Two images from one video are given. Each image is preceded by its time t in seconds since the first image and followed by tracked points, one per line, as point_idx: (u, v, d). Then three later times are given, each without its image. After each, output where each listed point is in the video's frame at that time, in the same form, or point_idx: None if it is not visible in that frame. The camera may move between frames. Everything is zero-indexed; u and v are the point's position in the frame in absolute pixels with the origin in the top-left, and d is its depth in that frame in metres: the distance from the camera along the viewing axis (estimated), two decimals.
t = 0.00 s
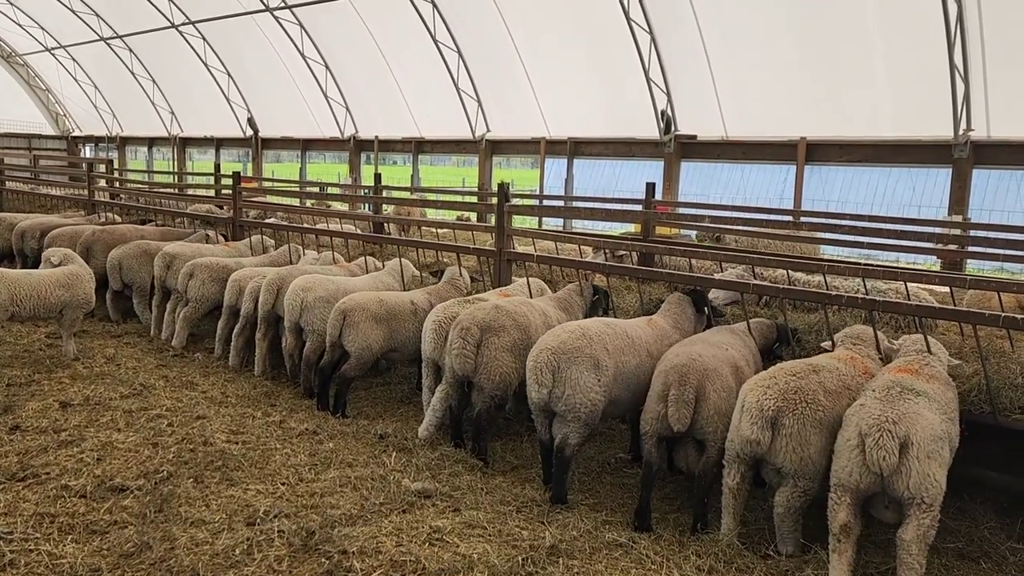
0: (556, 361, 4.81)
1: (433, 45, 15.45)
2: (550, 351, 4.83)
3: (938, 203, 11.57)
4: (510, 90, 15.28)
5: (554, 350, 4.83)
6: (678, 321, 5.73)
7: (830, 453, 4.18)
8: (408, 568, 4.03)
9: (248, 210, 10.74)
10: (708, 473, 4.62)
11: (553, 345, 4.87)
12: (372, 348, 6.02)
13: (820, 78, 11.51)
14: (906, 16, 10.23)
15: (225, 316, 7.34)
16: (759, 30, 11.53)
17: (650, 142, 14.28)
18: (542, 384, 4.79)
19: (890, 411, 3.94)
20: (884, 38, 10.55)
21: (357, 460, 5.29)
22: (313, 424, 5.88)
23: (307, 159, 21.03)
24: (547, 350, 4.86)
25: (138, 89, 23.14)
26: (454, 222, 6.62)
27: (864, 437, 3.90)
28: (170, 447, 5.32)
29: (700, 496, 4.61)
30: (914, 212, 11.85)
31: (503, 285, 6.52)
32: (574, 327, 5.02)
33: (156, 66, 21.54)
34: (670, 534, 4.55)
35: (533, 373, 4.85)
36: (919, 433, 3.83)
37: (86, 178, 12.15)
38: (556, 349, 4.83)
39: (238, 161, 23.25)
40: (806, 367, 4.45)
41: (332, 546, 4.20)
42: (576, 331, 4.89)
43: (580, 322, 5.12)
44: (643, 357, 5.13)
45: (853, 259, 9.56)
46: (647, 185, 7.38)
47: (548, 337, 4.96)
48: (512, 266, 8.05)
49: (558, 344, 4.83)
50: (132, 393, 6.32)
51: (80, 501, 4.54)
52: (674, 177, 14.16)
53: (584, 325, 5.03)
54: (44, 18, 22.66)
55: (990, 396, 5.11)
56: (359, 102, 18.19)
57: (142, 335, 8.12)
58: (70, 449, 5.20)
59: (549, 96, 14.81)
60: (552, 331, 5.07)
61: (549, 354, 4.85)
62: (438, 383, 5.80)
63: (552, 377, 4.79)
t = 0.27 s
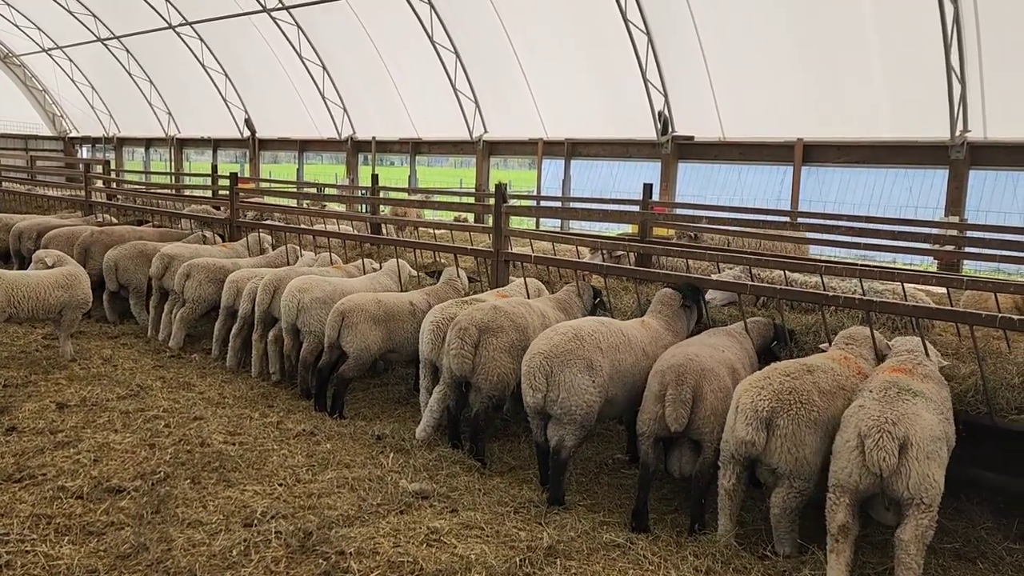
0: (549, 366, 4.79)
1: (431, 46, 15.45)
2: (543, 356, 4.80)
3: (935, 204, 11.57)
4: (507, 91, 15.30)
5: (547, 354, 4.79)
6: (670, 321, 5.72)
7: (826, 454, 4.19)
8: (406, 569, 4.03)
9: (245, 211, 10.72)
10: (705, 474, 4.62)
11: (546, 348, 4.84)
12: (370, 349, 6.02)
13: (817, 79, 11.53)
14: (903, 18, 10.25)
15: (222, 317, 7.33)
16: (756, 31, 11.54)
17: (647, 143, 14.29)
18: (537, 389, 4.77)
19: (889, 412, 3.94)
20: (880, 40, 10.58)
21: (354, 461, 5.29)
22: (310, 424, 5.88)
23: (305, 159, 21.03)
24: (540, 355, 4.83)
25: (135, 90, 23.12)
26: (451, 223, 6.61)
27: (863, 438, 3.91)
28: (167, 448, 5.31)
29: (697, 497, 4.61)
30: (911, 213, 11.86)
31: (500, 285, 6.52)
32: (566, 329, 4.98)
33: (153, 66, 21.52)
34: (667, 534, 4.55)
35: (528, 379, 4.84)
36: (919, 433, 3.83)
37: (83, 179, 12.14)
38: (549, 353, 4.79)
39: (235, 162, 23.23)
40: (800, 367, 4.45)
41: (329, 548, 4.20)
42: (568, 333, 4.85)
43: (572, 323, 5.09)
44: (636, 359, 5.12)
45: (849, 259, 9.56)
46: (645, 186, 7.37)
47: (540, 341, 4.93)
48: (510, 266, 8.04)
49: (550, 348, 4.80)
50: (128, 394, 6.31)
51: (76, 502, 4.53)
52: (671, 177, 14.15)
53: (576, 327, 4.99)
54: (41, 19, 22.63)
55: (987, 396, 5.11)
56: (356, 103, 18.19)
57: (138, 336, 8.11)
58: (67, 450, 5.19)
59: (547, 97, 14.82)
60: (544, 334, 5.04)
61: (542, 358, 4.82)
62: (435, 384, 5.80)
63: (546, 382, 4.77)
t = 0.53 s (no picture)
0: (536, 370, 4.78)
1: (427, 47, 15.46)
2: (528, 360, 4.79)
3: (930, 205, 11.62)
4: (504, 93, 15.31)
5: (533, 358, 4.78)
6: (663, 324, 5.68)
7: (821, 453, 4.19)
8: (402, 569, 4.02)
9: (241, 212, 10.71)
10: (700, 474, 4.63)
11: (532, 352, 4.83)
12: (366, 350, 6.02)
13: (812, 80, 11.56)
14: (898, 19, 10.29)
15: (218, 317, 7.33)
16: (752, 32, 11.57)
17: (643, 144, 14.31)
18: (523, 394, 4.78)
19: (884, 411, 3.95)
20: (876, 42, 10.60)
21: (350, 461, 5.28)
22: (306, 425, 5.88)
23: (301, 160, 21.01)
24: (526, 358, 4.83)
25: (131, 91, 23.09)
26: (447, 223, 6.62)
27: (858, 437, 3.92)
28: (162, 448, 5.30)
29: (692, 497, 4.62)
30: (907, 214, 11.89)
31: (496, 285, 6.51)
32: (555, 330, 4.95)
33: (149, 67, 21.50)
34: (663, 534, 4.56)
35: (515, 383, 4.84)
36: (913, 433, 3.84)
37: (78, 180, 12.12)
38: (535, 356, 4.79)
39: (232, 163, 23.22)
40: (795, 367, 4.45)
41: (325, 548, 4.19)
42: (555, 335, 4.83)
43: (562, 323, 5.05)
44: (629, 358, 5.08)
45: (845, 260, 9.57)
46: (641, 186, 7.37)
47: (528, 343, 4.91)
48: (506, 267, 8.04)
49: (536, 351, 4.79)
50: (124, 395, 6.30)
51: (72, 503, 4.53)
52: (668, 178, 14.17)
53: (564, 328, 4.95)
54: (37, 20, 22.61)
55: (982, 396, 5.12)
56: (352, 104, 18.19)
57: (134, 337, 8.10)
58: (62, 451, 5.18)
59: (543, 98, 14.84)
60: (532, 335, 5.02)
61: (528, 362, 4.82)
62: (431, 384, 5.81)
63: (532, 386, 4.77)
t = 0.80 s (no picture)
0: (516, 375, 4.77)
1: (422, 47, 15.47)
2: (508, 366, 4.79)
3: (923, 205, 11.67)
4: (499, 93, 15.32)
5: (512, 363, 4.78)
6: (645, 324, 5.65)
7: (813, 453, 4.21)
8: (397, 569, 4.02)
9: (235, 212, 10.69)
10: (695, 473, 4.64)
11: (511, 358, 4.82)
12: (361, 350, 6.02)
13: (806, 81, 11.60)
14: (891, 20, 10.33)
15: (213, 318, 7.31)
16: (746, 32, 11.61)
17: (638, 145, 14.34)
18: (505, 400, 4.76)
19: (876, 411, 3.97)
20: (869, 42, 10.65)
21: (345, 462, 5.28)
22: (301, 425, 5.87)
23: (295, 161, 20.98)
24: (505, 365, 4.81)
25: (125, 91, 23.03)
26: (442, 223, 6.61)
27: (851, 436, 3.93)
28: (156, 449, 5.29)
29: (687, 497, 4.63)
30: (900, 215, 11.92)
31: (492, 285, 6.51)
32: (532, 334, 4.93)
33: (143, 68, 21.45)
34: (660, 534, 4.57)
35: (496, 390, 4.82)
36: (905, 432, 3.86)
37: (71, 180, 12.08)
38: (514, 361, 4.78)
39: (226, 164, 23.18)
40: (787, 366, 4.47)
41: (321, 548, 4.19)
42: (531, 338, 4.82)
43: (540, 325, 5.04)
44: (610, 356, 5.07)
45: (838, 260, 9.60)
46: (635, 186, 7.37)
47: (507, 348, 4.89)
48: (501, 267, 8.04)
49: (515, 356, 4.78)
50: (118, 395, 6.28)
51: (66, 503, 4.52)
52: (662, 179, 14.18)
53: (541, 330, 4.94)
54: (30, 20, 22.53)
55: (975, 395, 5.14)
56: (347, 104, 18.18)
57: (128, 338, 8.08)
58: (56, 451, 5.16)
59: (537, 98, 14.85)
60: (511, 340, 5.01)
61: (507, 368, 4.80)
62: (426, 384, 5.81)
63: (514, 392, 4.76)
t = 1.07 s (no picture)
0: (505, 379, 4.73)
1: (414, 46, 15.46)
2: (497, 369, 4.74)
3: (913, 205, 11.74)
4: (491, 93, 15.33)
5: (501, 367, 4.74)
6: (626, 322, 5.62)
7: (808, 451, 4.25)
8: (390, 569, 4.02)
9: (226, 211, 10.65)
10: (688, 472, 4.65)
11: (500, 362, 4.77)
12: (353, 350, 6.01)
13: (797, 81, 11.65)
14: (882, 20, 10.38)
15: (205, 317, 7.29)
16: (738, 32, 11.65)
17: (630, 144, 14.36)
18: (497, 404, 4.70)
19: (868, 409, 3.99)
20: (860, 43, 10.70)
21: (338, 461, 5.28)
22: (294, 425, 5.86)
23: (287, 160, 20.93)
24: (494, 368, 4.77)
25: (115, 90, 22.93)
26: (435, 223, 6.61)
27: (843, 434, 3.96)
28: (149, 449, 5.28)
29: (681, 496, 4.64)
30: (891, 214, 11.97)
31: (485, 285, 6.51)
32: (517, 335, 4.90)
33: (134, 66, 21.36)
34: (653, 533, 4.58)
35: (487, 394, 4.77)
36: (897, 430, 3.89)
37: (62, 180, 12.02)
38: (504, 365, 4.72)
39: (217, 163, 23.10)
40: (778, 364, 4.48)
41: (314, 548, 4.19)
42: (519, 341, 4.77)
43: (521, 326, 5.01)
44: (593, 356, 5.06)
45: (830, 259, 9.62)
46: (628, 186, 7.38)
47: (495, 351, 4.85)
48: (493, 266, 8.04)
49: (504, 360, 4.73)
50: (109, 395, 6.26)
51: (57, 504, 4.50)
52: (655, 178, 14.21)
53: (527, 332, 4.90)
54: (20, 18, 22.42)
55: (965, 393, 5.18)
56: (340, 104, 18.15)
57: (119, 338, 8.05)
58: (47, 452, 5.14)
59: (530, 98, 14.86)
60: (496, 343, 4.96)
61: (497, 372, 4.76)
62: (419, 383, 5.81)
63: (505, 396, 4.71)
